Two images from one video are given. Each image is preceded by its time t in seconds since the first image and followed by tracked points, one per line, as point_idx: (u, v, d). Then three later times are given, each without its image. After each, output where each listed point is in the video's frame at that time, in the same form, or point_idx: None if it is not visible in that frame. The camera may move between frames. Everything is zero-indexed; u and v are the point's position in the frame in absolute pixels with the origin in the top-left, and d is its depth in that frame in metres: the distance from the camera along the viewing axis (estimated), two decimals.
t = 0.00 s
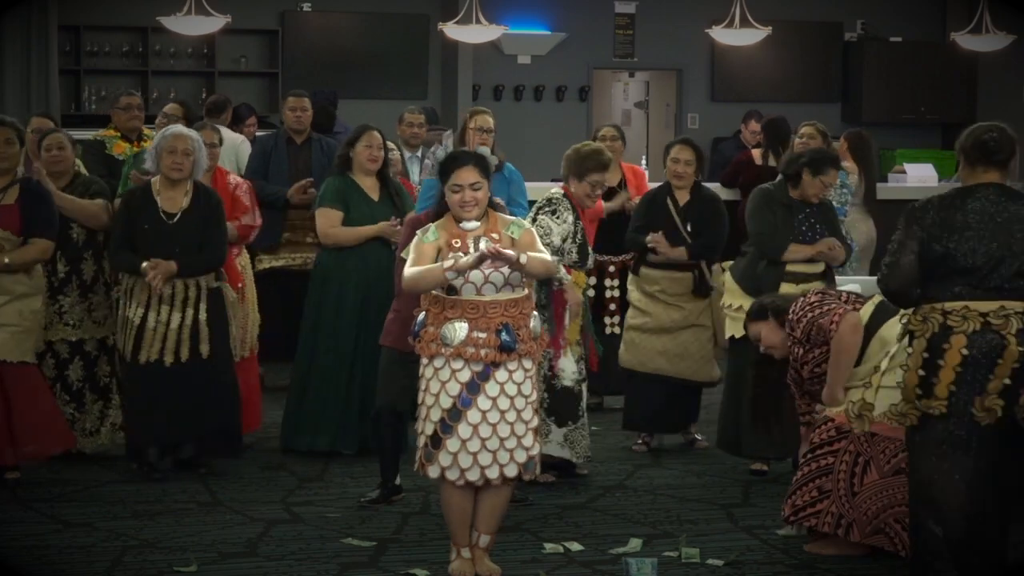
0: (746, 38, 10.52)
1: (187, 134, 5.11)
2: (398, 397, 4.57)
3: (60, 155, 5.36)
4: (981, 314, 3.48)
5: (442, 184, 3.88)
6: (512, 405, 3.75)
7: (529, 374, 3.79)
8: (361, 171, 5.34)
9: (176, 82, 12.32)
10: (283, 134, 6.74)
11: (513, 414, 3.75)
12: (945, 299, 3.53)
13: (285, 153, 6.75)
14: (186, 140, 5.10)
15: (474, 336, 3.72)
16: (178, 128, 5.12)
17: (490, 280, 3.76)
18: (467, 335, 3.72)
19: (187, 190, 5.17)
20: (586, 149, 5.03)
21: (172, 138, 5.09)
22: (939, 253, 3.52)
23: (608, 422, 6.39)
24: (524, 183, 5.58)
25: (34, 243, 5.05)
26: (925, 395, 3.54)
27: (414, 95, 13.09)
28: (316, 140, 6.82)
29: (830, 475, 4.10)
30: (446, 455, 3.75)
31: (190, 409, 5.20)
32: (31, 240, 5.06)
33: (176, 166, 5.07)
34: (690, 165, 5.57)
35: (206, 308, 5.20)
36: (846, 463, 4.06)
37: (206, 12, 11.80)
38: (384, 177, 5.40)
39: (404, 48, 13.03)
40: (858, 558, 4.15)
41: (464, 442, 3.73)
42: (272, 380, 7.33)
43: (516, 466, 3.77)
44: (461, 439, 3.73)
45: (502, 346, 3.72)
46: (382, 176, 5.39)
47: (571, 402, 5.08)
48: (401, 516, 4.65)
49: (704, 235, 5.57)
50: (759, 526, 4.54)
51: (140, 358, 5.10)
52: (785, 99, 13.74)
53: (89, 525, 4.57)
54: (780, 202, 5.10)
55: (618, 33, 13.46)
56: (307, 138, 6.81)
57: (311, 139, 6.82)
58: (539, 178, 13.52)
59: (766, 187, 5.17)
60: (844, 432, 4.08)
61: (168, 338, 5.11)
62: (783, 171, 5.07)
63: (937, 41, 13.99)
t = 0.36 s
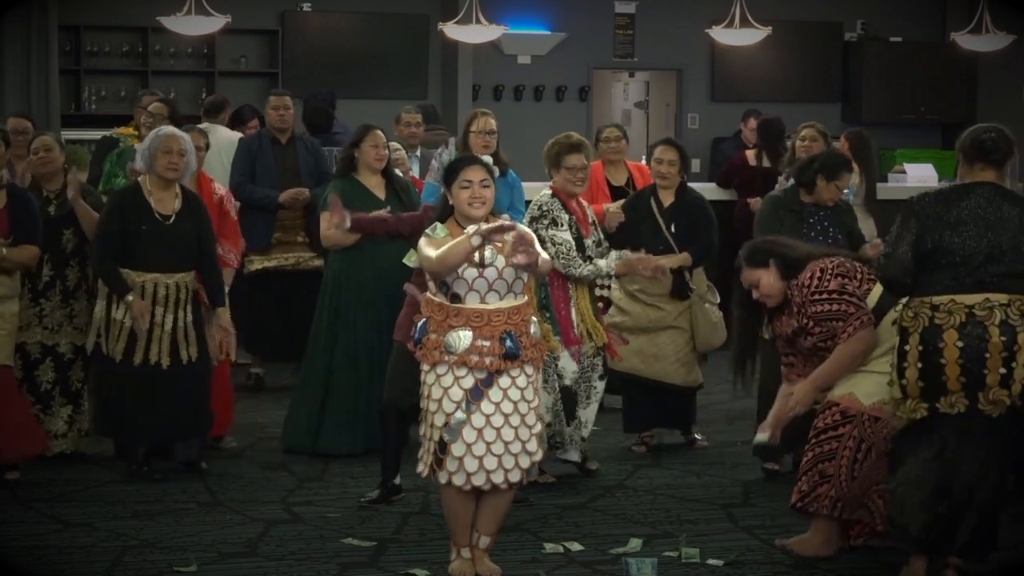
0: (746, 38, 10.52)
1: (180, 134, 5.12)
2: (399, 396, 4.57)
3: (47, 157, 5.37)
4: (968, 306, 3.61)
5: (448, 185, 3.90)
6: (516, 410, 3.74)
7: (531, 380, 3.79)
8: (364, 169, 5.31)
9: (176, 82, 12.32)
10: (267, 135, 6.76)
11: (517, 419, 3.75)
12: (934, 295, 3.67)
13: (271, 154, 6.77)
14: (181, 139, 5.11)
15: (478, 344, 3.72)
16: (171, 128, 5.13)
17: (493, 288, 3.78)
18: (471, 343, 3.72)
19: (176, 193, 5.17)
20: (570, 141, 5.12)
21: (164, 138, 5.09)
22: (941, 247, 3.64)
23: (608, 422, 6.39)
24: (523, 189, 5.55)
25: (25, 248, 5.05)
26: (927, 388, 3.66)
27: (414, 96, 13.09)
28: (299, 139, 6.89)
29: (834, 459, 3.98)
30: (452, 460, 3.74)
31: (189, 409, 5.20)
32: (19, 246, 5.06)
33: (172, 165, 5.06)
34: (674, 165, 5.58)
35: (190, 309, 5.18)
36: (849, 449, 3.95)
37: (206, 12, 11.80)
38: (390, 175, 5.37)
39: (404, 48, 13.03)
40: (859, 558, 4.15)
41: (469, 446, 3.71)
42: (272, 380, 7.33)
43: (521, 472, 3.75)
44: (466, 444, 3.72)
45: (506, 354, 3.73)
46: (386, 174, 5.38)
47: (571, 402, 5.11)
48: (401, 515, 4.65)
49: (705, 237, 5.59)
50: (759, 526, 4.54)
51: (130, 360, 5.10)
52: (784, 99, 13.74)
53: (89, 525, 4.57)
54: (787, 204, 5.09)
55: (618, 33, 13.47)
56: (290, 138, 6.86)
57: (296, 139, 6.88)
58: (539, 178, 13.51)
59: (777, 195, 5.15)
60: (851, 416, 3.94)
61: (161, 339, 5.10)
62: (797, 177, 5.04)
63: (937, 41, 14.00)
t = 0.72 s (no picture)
0: (746, 38, 10.52)
1: (183, 136, 5.10)
2: (399, 396, 4.58)
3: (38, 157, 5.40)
4: (957, 296, 3.80)
5: (446, 208, 3.82)
6: (518, 423, 3.70)
7: (534, 397, 3.75)
8: (371, 175, 5.31)
9: (176, 82, 12.32)
10: (253, 136, 6.84)
11: (520, 431, 3.70)
12: (927, 285, 3.87)
13: (259, 156, 6.84)
14: (184, 142, 5.09)
15: (479, 364, 3.69)
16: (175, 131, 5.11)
17: (493, 306, 3.71)
18: (472, 362, 3.69)
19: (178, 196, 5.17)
20: (589, 142, 5.13)
21: (171, 140, 5.07)
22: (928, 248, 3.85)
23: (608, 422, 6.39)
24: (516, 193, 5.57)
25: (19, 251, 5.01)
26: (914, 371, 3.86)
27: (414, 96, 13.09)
28: (285, 140, 6.95)
29: (804, 476, 3.86)
30: (456, 474, 3.68)
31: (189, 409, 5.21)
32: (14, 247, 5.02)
33: (180, 169, 5.06)
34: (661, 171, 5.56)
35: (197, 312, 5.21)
36: (820, 464, 3.84)
37: (206, 12, 11.80)
38: (395, 179, 5.35)
39: (404, 48, 13.03)
40: (858, 558, 4.15)
41: (471, 456, 3.66)
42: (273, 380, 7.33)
43: (525, 484, 3.68)
44: (468, 454, 3.67)
45: (507, 372, 3.69)
46: (392, 178, 5.35)
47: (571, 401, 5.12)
48: (401, 515, 4.65)
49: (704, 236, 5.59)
50: (759, 526, 4.54)
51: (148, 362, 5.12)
52: (785, 99, 13.74)
53: (89, 525, 4.57)
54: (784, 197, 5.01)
55: (618, 33, 13.47)
56: (277, 138, 6.93)
57: (282, 139, 6.94)
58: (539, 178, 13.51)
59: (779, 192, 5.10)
60: (820, 433, 3.83)
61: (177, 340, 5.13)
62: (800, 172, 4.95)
63: (937, 41, 14.00)
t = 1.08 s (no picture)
0: (746, 38, 10.51)
1: (182, 132, 5.11)
2: (398, 396, 4.58)
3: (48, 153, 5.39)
4: (976, 296, 3.83)
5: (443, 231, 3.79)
6: (521, 435, 3.68)
7: (537, 412, 3.74)
8: (371, 171, 5.31)
9: (176, 82, 12.31)
10: (245, 136, 6.81)
11: (523, 442, 3.68)
12: (947, 286, 3.90)
13: (252, 155, 6.82)
14: (183, 138, 5.11)
15: (481, 380, 3.67)
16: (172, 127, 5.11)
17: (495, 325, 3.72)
18: (474, 379, 3.67)
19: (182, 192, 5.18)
20: (603, 139, 5.07)
21: (169, 136, 5.09)
22: (939, 253, 3.90)
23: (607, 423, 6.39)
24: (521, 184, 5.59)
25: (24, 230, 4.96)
26: (932, 369, 3.91)
27: (413, 95, 13.08)
28: (276, 138, 6.96)
29: (802, 492, 3.95)
30: (459, 485, 3.67)
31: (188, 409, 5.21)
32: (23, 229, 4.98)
33: (183, 165, 5.08)
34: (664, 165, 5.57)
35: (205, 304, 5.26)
36: (819, 485, 3.95)
37: (206, 12, 11.80)
38: (395, 174, 5.36)
39: (404, 48, 13.02)
40: (858, 559, 4.15)
41: (474, 467, 3.64)
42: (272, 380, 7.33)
43: (527, 495, 3.67)
44: (471, 465, 3.65)
45: (510, 389, 3.67)
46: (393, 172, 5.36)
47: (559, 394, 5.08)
48: (401, 516, 4.65)
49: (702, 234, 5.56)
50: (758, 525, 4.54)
51: (162, 359, 5.12)
52: (785, 99, 13.75)
53: (89, 525, 4.57)
54: (784, 194, 5.13)
55: (618, 33, 13.46)
56: (267, 137, 6.93)
57: (273, 138, 6.95)
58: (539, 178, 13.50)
59: (779, 189, 5.19)
60: (828, 451, 3.94)
61: (190, 334, 5.16)
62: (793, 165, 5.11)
63: (937, 42, 14.00)
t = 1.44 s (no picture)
0: (746, 38, 10.51)
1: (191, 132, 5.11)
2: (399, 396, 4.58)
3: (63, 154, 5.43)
4: (994, 285, 4.08)
5: (455, 238, 3.79)
6: (515, 441, 3.68)
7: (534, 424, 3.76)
8: (365, 170, 5.32)
9: (176, 82, 12.31)
10: (245, 137, 6.86)
11: (517, 449, 3.68)
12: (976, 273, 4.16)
13: (252, 155, 6.86)
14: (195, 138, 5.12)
15: (477, 390, 3.70)
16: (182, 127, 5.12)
17: (494, 335, 3.72)
18: (469, 389, 3.69)
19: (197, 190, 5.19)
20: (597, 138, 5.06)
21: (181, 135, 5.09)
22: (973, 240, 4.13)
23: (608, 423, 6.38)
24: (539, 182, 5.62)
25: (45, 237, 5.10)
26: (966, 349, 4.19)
27: (413, 95, 13.07)
28: (276, 137, 6.97)
29: (786, 498, 3.96)
30: (454, 491, 3.67)
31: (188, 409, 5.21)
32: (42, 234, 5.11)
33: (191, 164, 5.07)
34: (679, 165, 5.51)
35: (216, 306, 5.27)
36: (802, 492, 3.96)
37: (206, 12, 11.80)
38: (392, 174, 5.35)
39: (404, 48, 13.02)
40: (858, 559, 4.15)
41: (468, 472, 3.65)
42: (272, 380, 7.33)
43: (522, 502, 3.65)
44: (465, 471, 3.65)
45: (504, 400, 3.70)
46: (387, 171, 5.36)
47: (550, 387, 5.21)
48: (401, 516, 4.65)
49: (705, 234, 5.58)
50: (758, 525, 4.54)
51: (173, 359, 5.12)
52: (785, 99, 13.74)
53: (89, 525, 4.56)
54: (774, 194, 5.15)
55: (618, 33, 13.46)
56: (268, 137, 6.95)
57: (273, 137, 6.96)
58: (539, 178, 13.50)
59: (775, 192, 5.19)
60: (811, 461, 3.97)
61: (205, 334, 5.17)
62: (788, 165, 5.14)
63: (937, 41, 13.99)
